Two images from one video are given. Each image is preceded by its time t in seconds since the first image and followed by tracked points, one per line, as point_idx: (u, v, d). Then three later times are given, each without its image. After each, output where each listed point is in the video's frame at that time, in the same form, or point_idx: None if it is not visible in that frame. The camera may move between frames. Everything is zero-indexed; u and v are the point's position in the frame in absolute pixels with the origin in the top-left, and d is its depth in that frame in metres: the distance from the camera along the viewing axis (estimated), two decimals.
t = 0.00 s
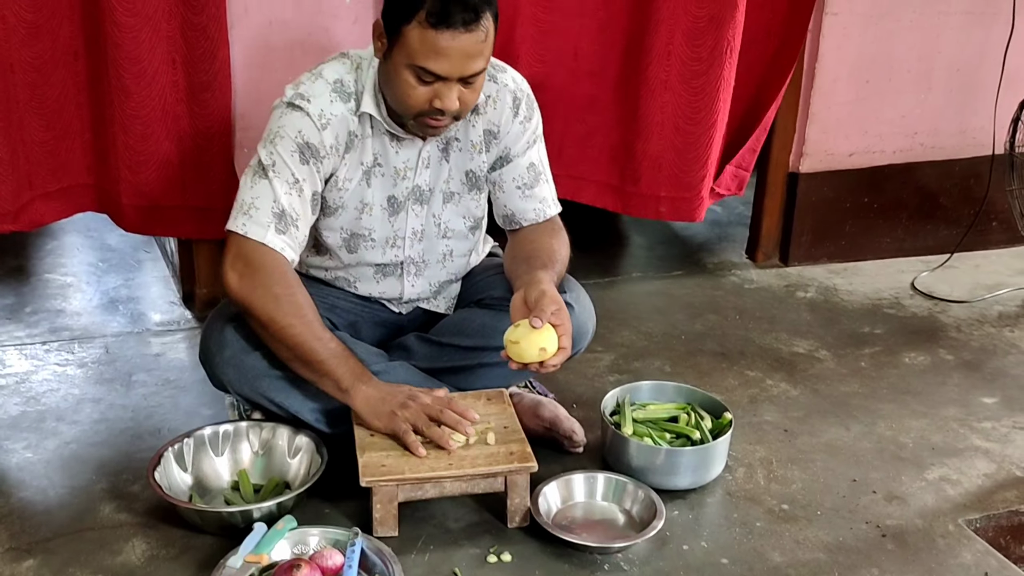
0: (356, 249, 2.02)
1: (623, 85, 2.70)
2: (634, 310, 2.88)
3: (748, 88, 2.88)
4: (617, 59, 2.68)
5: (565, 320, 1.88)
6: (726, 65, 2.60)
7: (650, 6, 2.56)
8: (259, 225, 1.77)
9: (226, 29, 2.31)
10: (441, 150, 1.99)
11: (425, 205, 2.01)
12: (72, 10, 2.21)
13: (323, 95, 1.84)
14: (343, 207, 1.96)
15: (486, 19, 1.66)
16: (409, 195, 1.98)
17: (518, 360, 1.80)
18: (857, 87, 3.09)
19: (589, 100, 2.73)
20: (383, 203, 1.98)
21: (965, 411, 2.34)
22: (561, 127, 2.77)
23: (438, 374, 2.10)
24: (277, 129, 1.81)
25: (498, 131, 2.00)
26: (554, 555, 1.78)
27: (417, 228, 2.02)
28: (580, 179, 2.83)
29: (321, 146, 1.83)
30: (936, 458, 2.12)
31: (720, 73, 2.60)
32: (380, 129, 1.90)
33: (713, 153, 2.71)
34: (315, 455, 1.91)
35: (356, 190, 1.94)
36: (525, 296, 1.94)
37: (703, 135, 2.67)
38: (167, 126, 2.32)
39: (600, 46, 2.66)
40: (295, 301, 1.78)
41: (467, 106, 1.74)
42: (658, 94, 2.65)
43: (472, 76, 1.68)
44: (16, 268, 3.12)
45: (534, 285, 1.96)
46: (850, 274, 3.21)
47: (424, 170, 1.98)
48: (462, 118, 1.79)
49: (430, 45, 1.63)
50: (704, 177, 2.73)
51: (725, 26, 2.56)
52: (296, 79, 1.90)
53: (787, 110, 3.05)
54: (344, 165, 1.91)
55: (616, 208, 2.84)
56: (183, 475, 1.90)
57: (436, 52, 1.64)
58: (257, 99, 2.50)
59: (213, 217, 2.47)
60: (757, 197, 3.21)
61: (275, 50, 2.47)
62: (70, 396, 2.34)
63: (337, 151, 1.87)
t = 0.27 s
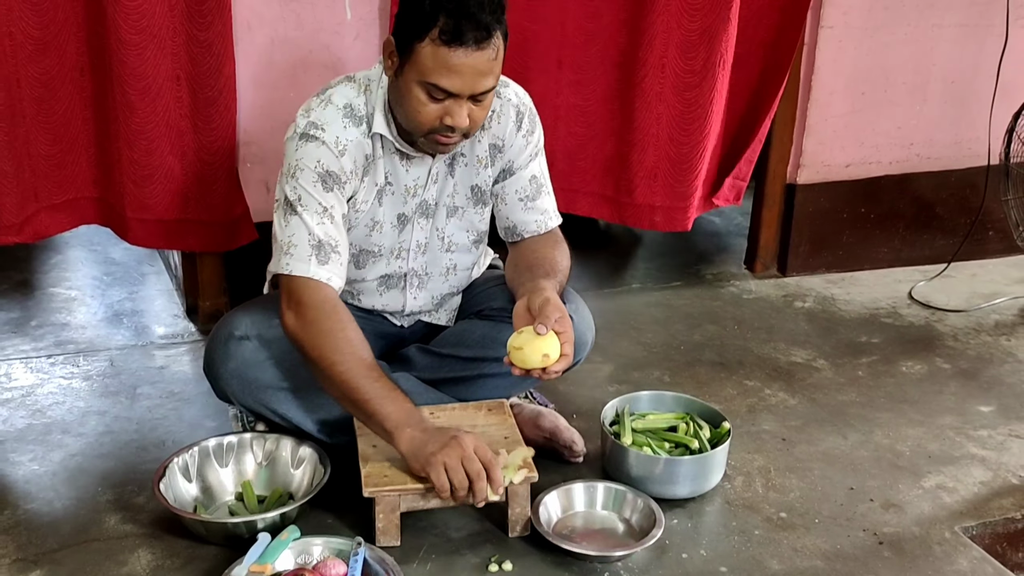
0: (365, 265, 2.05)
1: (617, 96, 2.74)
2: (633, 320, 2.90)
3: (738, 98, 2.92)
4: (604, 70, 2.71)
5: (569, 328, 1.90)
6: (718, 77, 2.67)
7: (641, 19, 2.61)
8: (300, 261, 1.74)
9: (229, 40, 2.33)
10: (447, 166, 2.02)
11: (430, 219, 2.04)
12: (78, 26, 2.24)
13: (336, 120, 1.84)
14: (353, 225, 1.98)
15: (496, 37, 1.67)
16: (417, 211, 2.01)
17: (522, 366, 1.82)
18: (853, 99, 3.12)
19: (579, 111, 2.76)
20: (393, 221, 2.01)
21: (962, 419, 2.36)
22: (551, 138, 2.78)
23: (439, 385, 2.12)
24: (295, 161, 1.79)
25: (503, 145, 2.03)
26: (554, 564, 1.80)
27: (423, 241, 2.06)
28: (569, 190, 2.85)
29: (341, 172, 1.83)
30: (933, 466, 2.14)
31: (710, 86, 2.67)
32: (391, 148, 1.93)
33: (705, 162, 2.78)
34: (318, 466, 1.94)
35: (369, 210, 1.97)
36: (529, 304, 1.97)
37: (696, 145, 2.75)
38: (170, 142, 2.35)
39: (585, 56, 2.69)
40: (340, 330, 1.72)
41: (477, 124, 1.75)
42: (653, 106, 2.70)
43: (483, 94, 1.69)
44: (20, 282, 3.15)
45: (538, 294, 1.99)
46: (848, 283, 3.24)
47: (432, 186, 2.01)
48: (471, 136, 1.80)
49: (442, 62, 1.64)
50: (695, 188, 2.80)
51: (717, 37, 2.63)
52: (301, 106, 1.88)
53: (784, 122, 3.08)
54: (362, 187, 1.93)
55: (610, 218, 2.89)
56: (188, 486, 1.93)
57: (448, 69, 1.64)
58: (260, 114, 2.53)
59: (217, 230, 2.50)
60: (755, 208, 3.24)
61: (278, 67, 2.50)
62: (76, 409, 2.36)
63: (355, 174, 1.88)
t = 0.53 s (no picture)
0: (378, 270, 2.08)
1: (617, 93, 2.76)
2: (637, 318, 2.92)
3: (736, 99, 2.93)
4: (602, 67, 2.72)
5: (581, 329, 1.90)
6: (721, 74, 2.69)
7: (641, 17, 2.65)
8: (332, 269, 1.74)
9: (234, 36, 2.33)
10: (456, 170, 2.04)
11: (439, 223, 2.07)
12: (86, 26, 2.28)
13: (350, 130, 1.85)
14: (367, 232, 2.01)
15: (507, 48, 1.68)
16: (427, 215, 2.04)
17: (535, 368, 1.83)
18: (855, 98, 3.13)
19: (578, 111, 2.76)
20: (405, 227, 2.03)
21: (962, 415, 2.37)
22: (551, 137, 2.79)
23: (445, 382, 2.14)
24: (313, 174, 1.79)
25: (511, 147, 2.05)
26: (557, 558, 1.82)
27: (431, 244, 2.08)
28: (568, 190, 2.85)
29: (362, 180, 1.84)
30: (933, 461, 2.16)
31: (715, 82, 2.70)
32: (403, 157, 1.94)
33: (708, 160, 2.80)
34: (325, 462, 1.96)
35: (384, 218, 1.99)
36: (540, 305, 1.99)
37: (699, 141, 2.77)
38: (178, 138, 2.38)
39: (583, 54, 2.69)
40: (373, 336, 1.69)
41: (489, 132, 1.76)
42: (655, 103, 2.74)
43: (494, 105, 1.70)
44: (30, 281, 3.18)
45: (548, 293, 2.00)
46: (851, 281, 3.25)
47: (442, 191, 2.03)
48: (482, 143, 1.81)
49: (453, 75, 1.65)
50: (699, 183, 2.82)
51: (719, 36, 2.65)
52: (313, 117, 1.89)
53: (786, 120, 3.09)
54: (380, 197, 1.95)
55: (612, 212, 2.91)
56: (197, 481, 1.96)
57: (459, 82, 1.65)
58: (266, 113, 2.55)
59: (224, 226, 2.53)
60: (759, 206, 3.25)
61: (284, 67, 2.52)
62: (85, 406, 2.39)
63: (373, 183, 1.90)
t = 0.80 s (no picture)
0: (388, 260, 2.10)
1: (621, 86, 2.76)
2: (648, 311, 2.93)
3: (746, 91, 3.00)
4: (604, 60, 2.72)
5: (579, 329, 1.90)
6: (729, 65, 2.69)
7: (648, 12, 2.64)
8: (296, 250, 1.72)
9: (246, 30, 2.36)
10: (467, 161, 2.05)
11: (450, 214, 2.08)
12: (100, 16, 2.29)
13: (355, 119, 1.87)
14: (376, 222, 2.03)
15: (513, 51, 1.68)
16: (437, 206, 2.05)
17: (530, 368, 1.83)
18: (868, 93, 3.13)
19: (581, 101, 2.77)
20: (413, 217, 2.04)
21: (973, 410, 2.37)
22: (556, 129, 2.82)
23: (457, 373, 2.16)
24: (311, 159, 1.81)
25: (521, 139, 2.06)
26: (568, 550, 1.83)
27: (442, 235, 2.10)
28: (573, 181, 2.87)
29: (358, 170, 1.85)
30: (943, 457, 2.16)
31: (724, 74, 2.70)
32: (412, 147, 1.96)
33: (716, 150, 2.80)
34: (337, 452, 1.98)
35: (390, 208, 2.01)
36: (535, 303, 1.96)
37: (706, 135, 2.78)
38: (192, 128, 2.39)
39: (587, 47, 2.70)
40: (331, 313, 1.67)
41: (488, 132, 1.77)
42: (664, 96, 2.74)
43: (494, 106, 1.71)
44: (46, 271, 3.21)
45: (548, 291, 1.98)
46: (863, 276, 3.25)
47: (452, 181, 2.04)
48: (483, 142, 1.82)
49: (455, 72, 1.66)
50: (708, 173, 2.83)
51: (727, 29, 2.65)
52: (325, 104, 1.92)
53: (798, 114, 3.09)
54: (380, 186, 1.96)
55: (617, 205, 2.91)
56: (211, 471, 1.98)
57: (460, 79, 1.66)
58: (280, 106, 2.57)
59: (235, 215, 2.55)
60: (771, 201, 3.25)
61: (298, 60, 2.54)
62: (100, 395, 2.42)
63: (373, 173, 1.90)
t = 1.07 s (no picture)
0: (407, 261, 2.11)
1: (645, 84, 2.75)
2: (676, 310, 2.93)
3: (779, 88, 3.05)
4: (631, 57, 2.73)
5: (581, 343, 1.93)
6: (756, 63, 2.69)
7: (675, 10, 2.64)
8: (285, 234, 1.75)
9: (273, 26, 2.36)
10: (483, 162, 2.04)
11: (469, 215, 2.09)
12: (136, 14, 2.32)
13: (364, 115, 1.88)
14: (390, 222, 2.03)
15: (517, 63, 1.69)
16: (453, 207, 2.06)
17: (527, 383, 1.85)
18: (900, 92, 3.10)
19: (605, 98, 2.78)
20: (428, 217, 2.05)
21: (1004, 412, 2.35)
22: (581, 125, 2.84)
23: (484, 370, 2.17)
24: (317, 149, 1.85)
25: (538, 140, 2.04)
26: (594, 547, 1.84)
27: (463, 237, 2.10)
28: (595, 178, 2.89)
29: (359, 163, 1.87)
30: (973, 458, 2.15)
31: (750, 71, 2.70)
32: (423, 148, 1.97)
33: (747, 149, 2.79)
34: (367, 448, 2.00)
35: (401, 206, 2.01)
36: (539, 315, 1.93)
37: (731, 133, 2.78)
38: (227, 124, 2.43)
39: (613, 45, 2.72)
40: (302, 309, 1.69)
41: (489, 141, 1.78)
42: (692, 93, 2.74)
43: (493, 115, 1.72)
44: (82, 267, 3.27)
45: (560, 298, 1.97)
46: (894, 276, 3.23)
47: (468, 182, 2.04)
48: (485, 149, 1.83)
49: (456, 77, 1.67)
50: (732, 168, 2.82)
51: (752, 27, 2.65)
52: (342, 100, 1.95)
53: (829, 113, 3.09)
54: (386, 182, 1.97)
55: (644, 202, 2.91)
56: (242, 464, 2.01)
57: (461, 85, 1.68)
58: (313, 105, 2.60)
59: (263, 211, 2.57)
60: (801, 201, 3.24)
61: (331, 59, 2.57)
62: (134, 389, 2.46)
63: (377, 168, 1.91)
